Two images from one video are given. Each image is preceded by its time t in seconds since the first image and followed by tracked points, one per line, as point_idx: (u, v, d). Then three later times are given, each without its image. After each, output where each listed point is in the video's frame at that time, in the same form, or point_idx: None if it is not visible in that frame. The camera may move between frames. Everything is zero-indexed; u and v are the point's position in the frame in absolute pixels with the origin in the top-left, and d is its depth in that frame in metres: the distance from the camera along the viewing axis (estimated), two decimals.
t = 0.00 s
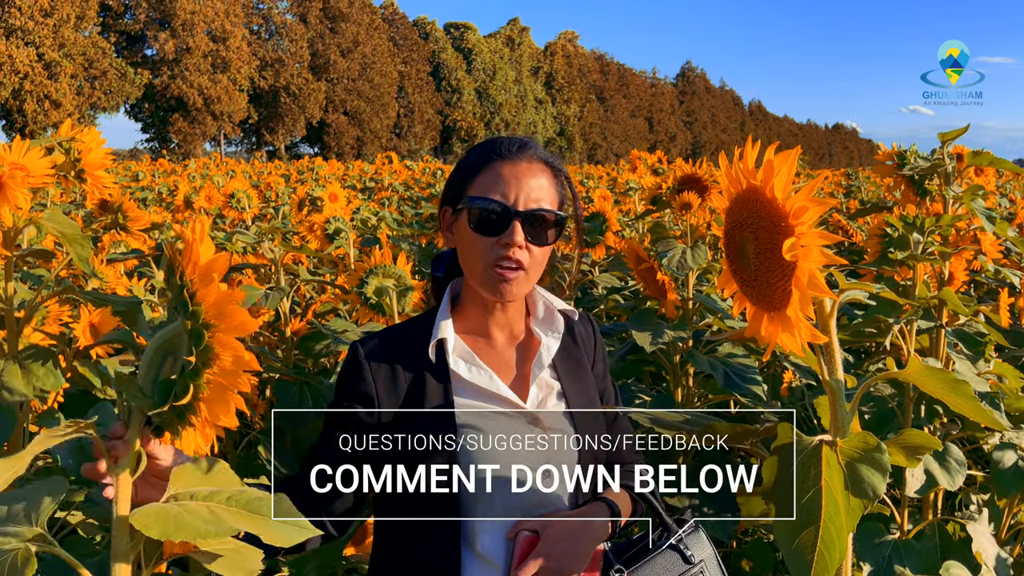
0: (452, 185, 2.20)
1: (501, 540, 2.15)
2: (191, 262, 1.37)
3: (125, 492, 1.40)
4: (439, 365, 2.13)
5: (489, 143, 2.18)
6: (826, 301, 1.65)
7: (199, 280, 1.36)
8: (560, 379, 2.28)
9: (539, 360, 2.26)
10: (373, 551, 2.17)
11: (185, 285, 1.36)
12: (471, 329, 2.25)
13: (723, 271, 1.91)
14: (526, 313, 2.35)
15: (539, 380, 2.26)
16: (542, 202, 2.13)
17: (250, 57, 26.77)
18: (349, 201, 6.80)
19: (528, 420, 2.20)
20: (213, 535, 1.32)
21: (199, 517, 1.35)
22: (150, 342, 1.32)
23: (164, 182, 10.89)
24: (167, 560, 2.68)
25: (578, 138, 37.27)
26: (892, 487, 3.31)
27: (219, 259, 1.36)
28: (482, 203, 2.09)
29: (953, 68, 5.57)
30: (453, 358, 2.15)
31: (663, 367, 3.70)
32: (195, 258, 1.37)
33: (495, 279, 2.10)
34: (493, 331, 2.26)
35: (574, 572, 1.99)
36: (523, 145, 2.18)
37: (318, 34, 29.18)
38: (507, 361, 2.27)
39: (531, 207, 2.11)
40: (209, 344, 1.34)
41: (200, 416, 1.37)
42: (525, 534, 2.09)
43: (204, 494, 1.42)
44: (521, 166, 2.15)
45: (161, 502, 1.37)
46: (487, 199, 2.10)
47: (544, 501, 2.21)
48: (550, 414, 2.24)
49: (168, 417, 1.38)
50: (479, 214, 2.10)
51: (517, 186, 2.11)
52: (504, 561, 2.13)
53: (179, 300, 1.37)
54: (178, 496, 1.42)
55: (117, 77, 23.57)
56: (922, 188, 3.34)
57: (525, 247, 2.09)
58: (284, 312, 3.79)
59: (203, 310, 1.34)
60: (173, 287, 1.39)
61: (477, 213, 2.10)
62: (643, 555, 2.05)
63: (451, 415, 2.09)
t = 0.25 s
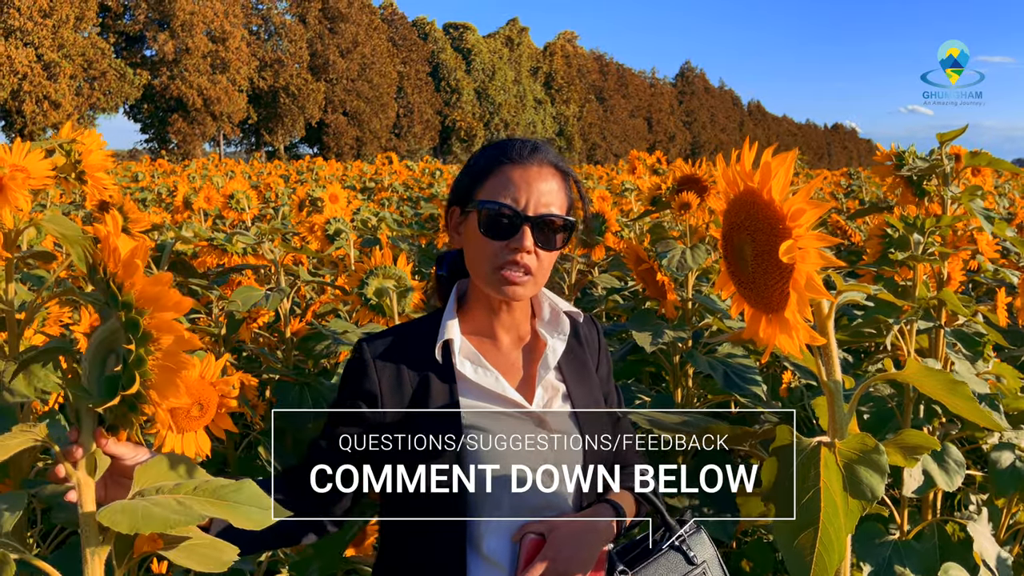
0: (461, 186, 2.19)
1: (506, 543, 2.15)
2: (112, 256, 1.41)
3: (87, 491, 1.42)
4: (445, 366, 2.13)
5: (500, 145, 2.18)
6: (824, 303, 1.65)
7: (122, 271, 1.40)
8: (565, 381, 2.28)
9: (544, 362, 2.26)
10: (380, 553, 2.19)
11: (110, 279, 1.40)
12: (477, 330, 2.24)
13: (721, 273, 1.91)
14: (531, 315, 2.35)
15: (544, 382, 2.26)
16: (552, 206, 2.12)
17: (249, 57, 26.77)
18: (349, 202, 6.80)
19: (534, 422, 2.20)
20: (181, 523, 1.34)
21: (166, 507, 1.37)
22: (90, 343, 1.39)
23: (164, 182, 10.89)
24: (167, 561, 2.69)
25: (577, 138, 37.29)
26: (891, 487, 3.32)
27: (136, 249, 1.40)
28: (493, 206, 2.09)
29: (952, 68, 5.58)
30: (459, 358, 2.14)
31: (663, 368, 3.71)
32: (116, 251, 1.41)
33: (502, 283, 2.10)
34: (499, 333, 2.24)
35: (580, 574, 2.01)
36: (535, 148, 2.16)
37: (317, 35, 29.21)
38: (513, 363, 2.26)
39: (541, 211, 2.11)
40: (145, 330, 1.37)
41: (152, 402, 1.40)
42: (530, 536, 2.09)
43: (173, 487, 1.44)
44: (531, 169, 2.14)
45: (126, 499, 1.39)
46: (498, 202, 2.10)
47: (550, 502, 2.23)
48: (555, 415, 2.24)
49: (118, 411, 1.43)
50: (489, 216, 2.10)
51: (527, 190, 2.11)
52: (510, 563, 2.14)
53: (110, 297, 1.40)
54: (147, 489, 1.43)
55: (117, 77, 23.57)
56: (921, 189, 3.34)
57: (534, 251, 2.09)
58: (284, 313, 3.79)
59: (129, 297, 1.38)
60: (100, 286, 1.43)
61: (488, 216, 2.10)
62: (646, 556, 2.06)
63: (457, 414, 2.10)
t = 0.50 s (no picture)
0: (462, 187, 2.19)
1: (507, 542, 2.16)
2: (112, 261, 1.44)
3: (85, 492, 1.43)
4: (448, 367, 2.13)
5: (500, 145, 2.17)
6: (820, 304, 1.65)
7: (122, 272, 1.42)
8: (567, 381, 2.28)
9: (546, 362, 2.26)
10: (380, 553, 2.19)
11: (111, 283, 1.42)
12: (480, 330, 2.24)
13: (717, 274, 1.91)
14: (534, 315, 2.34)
15: (546, 383, 2.26)
16: (552, 208, 2.13)
17: (247, 56, 26.76)
18: (347, 201, 6.80)
19: (536, 423, 2.20)
20: (179, 524, 1.34)
21: (164, 509, 1.37)
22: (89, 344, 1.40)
23: (161, 182, 10.88)
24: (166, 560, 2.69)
25: (575, 138, 37.29)
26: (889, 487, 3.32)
27: (136, 251, 1.41)
28: (493, 209, 2.10)
29: (950, 69, 5.59)
30: (462, 358, 2.15)
31: (660, 368, 3.72)
32: (116, 256, 1.43)
33: (504, 285, 2.11)
34: (501, 333, 2.24)
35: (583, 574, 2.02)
36: (535, 149, 2.15)
37: (314, 35, 29.23)
38: (515, 363, 2.26)
39: (541, 214, 2.11)
40: (143, 333, 1.38)
41: (149, 403, 1.40)
42: (531, 536, 2.10)
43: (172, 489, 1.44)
44: (532, 171, 2.14)
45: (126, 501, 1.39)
46: (498, 204, 2.10)
47: (551, 504, 2.23)
48: (557, 415, 2.25)
49: (117, 414, 1.43)
50: (489, 219, 2.10)
51: (528, 193, 2.11)
52: (511, 564, 2.15)
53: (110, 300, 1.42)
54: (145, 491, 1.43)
55: (114, 77, 23.54)
56: (918, 189, 3.35)
57: (534, 253, 2.10)
58: (282, 313, 3.79)
59: (130, 300, 1.39)
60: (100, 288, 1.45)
61: (488, 218, 2.10)
62: (648, 557, 2.07)
63: (458, 413, 2.10)
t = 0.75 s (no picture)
0: (463, 185, 2.18)
1: (508, 539, 2.15)
2: (101, 260, 1.43)
3: (78, 493, 1.43)
4: (451, 362, 2.12)
5: (501, 143, 2.17)
6: (816, 303, 1.66)
7: (113, 272, 1.41)
8: (569, 379, 2.27)
9: (549, 360, 2.25)
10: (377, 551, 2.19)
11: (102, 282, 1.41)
12: (483, 327, 2.24)
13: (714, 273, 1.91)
14: (536, 314, 2.34)
15: (548, 380, 2.25)
16: (552, 202, 2.11)
17: (242, 54, 26.71)
18: (342, 200, 6.80)
19: (538, 420, 2.20)
20: (172, 527, 1.34)
21: (157, 511, 1.37)
22: (79, 343, 1.40)
23: (157, 180, 10.87)
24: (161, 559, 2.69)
25: (571, 136, 37.29)
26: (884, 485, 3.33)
27: (128, 250, 1.40)
28: (493, 204, 2.09)
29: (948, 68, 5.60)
30: (465, 354, 2.14)
31: (656, 366, 3.72)
32: (106, 256, 1.42)
33: (505, 279, 2.10)
34: (504, 330, 2.24)
35: (582, 572, 2.02)
36: (534, 145, 2.15)
37: (310, 33, 29.21)
38: (518, 361, 2.25)
39: (541, 207, 2.09)
40: (136, 333, 1.38)
41: (142, 403, 1.40)
42: (532, 533, 2.10)
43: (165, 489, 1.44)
44: (531, 167, 2.13)
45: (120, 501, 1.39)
46: (498, 199, 2.09)
47: (552, 501, 2.23)
48: (559, 414, 2.24)
49: (108, 414, 1.43)
50: (489, 214, 2.09)
51: (527, 187, 2.10)
52: (512, 561, 2.14)
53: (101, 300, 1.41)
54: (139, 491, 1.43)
55: (109, 75, 23.50)
56: (913, 188, 3.35)
57: (534, 247, 2.08)
58: (278, 312, 3.79)
59: (122, 301, 1.39)
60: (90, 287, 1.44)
61: (488, 213, 2.09)
62: (645, 556, 2.09)
63: (460, 410, 2.09)
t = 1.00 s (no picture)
0: (462, 184, 2.18)
1: (501, 538, 2.15)
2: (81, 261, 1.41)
3: (61, 497, 1.42)
4: (448, 359, 2.11)
5: (500, 143, 2.17)
6: (810, 306, 1.64)
7: (93, 274, 1.40)
8: (565, 379, 2.28)
9: (545, 359, 2.25)
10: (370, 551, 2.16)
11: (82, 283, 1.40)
12: (480, 325, 2.22)
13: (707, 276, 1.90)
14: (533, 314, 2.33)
15: (545, 379, 2.24)
16: (550, 202, 2.10)
17: (235, 50, 26.62)
18: (336, 198, 6.78)
19: (535, 419, 2.19)
20: (156, 529, 1.33)
21: (142, 512, 1.35)
22: (60, 345, 1.38)
23: (149, 177, 10.83)
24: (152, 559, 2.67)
25: (565, 134, 37.28)
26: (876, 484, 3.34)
27: (110, 251, 1.39)
28: (491, 202, 2.08)
29: (941, 69, 5.61)
30: (463, 352, 2.13)
31: (649, 365, 3.72)
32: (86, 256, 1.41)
33: (502, 277, 2.09)
34: (501, 329, 2.22)
35: (574, 571, 2.02)
36: (534, 146, 2.15)
37: (303, 29, 29.17)
38: (514, 360, 2.24)
39: (539, 207, 2.09)
40: (118, 334, 1.38)
41: (123, 405, 1.39)
42: (526, 531, 2.11)
43: (149, 491, 1.43)
44: (531, 167, 2.12)
45: (103, 504, 1.37)
46: (496, 198, 2.08)
47: (547, 500, 2.21)
48: (555, 414, 2.23)
49: (92, 416, 1.42)
50: (487, 213, 2.08)
51: (526, 186, 2.09)
52: (505, 560, 2.13)
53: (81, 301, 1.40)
54: (122, 494, 1.42)
55: (101, 70, 23.41)
56: (906, 188, 3.36)
57: (531, 246, 2.07)
58: (270, 311, 3.78)
59: (103, 302, 1.38)
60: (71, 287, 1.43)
61: (486, 212, 2.08)
62: (639, 556, 2.09)
63: (459, 409, 2.08)
